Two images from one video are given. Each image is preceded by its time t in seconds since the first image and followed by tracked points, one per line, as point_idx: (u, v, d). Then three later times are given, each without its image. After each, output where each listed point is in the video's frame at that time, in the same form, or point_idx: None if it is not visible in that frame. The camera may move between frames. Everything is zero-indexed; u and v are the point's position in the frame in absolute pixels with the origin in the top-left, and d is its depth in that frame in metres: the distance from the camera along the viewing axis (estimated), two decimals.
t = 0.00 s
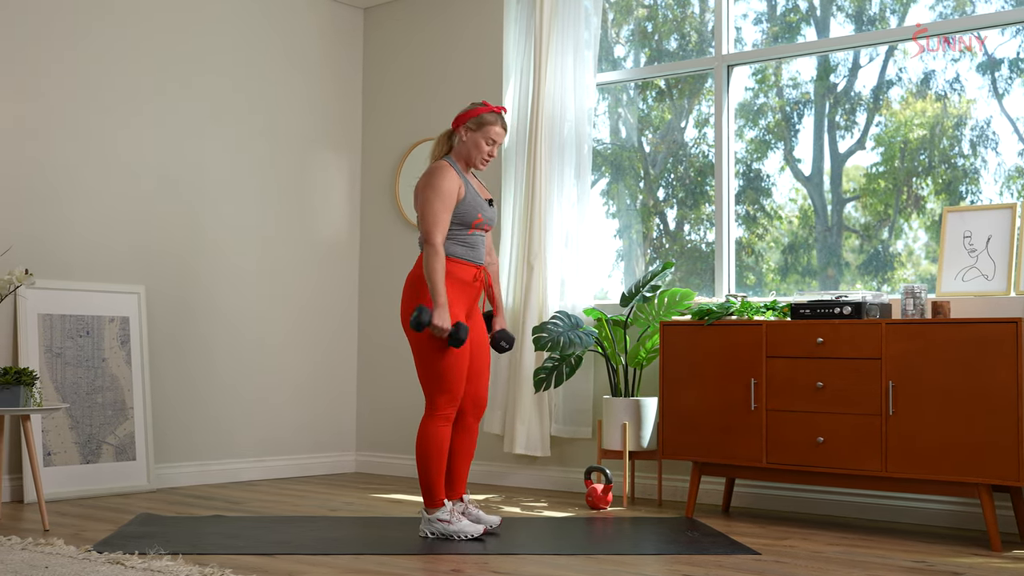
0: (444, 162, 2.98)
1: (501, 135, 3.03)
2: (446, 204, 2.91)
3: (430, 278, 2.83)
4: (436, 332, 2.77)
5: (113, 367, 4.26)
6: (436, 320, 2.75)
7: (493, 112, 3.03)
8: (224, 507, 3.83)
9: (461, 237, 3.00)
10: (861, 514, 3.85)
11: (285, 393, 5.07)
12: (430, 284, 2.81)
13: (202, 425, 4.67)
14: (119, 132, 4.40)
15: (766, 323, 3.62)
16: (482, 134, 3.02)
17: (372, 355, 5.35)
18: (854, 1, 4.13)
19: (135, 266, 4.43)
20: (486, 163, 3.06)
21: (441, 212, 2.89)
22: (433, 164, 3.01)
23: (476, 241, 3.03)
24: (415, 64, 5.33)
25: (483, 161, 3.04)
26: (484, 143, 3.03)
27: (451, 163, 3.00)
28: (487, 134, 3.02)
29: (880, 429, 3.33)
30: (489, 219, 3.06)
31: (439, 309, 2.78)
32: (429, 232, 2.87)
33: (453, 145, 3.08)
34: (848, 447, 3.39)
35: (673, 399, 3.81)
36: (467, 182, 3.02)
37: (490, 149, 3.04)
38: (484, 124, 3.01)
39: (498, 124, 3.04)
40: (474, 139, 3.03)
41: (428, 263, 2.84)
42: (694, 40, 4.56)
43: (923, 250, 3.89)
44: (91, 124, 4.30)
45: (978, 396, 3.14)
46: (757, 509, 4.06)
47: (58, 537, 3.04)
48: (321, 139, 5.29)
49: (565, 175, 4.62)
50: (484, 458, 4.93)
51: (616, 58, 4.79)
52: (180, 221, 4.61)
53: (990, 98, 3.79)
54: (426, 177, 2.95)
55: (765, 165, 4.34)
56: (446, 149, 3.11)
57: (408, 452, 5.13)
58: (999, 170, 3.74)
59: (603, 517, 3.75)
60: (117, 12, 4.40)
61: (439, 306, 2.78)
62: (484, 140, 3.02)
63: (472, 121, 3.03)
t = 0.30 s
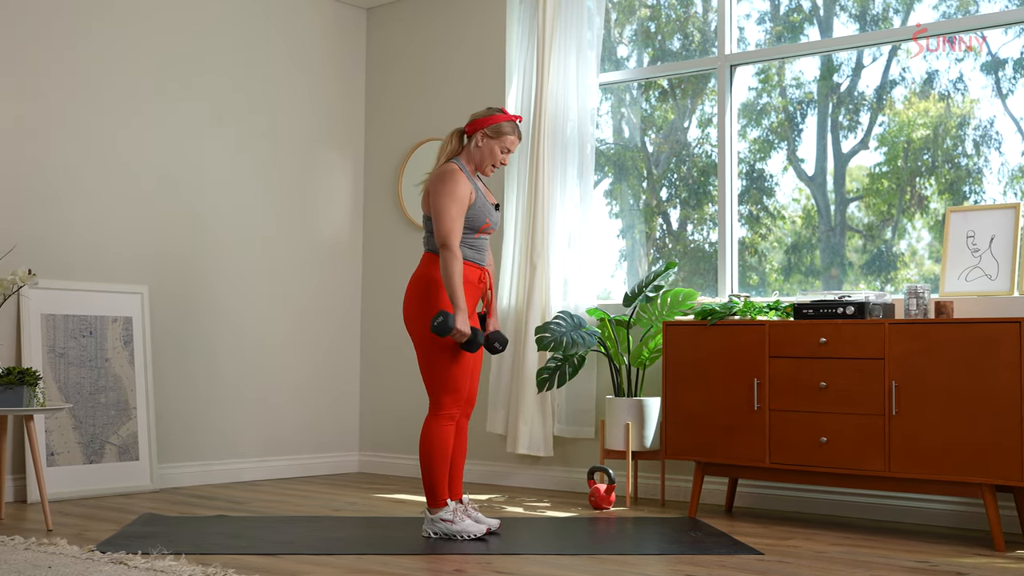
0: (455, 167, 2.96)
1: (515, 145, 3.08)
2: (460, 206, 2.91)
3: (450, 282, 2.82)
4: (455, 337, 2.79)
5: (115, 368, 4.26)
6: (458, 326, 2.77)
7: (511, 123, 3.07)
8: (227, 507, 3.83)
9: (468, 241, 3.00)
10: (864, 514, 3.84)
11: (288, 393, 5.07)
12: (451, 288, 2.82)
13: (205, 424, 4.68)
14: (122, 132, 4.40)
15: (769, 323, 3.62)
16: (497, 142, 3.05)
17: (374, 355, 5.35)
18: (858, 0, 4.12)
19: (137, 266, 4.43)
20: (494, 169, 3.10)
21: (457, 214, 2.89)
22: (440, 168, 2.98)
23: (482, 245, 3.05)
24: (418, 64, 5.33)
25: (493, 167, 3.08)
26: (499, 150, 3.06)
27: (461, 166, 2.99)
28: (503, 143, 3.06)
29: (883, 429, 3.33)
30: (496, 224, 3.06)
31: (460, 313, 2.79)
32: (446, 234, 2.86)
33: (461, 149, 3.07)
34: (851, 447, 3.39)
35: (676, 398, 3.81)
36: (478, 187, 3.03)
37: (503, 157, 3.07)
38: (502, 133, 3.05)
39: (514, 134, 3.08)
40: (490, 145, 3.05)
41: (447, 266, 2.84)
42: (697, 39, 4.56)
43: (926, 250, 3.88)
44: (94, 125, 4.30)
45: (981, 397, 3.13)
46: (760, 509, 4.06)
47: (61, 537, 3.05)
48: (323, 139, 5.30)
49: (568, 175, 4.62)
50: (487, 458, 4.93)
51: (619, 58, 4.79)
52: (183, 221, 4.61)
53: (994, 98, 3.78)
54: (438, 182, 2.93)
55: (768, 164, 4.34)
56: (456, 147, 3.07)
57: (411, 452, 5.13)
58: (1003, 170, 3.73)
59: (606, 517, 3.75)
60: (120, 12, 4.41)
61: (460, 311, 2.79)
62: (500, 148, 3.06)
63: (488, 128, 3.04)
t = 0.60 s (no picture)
0: (465, 169, 2.97)
1: (528, 145, 3.10)
2: (471, 208, 2.92)
3: (461, 285, 2.85)
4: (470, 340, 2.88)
5: (119, 368, 4.27)
6: (474, 331, 2.85)
7: (524, 124, 3.09)
8: (230, 507, 3.84)
9: (473, 242, 3.01)
10: (868, 515, 3.84)
11: (292, 393, 5.08)
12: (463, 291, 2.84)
13: (209, 424, 4.68)
14: (125, 132, 4.41)
15: (772, 323, 3.61)
16: (510, 142, 3.07)
17: (378, 356, 5.35)
18: None
19: (141, 266, 4.44)
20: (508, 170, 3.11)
21: (468, 216, 2.90)
22: (452, 170, 2.98)
23: (488, 247, 3.04)
24: (421, 64, 5.33)
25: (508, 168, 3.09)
26: (512, 151, 3.08)
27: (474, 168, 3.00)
28: (516, 143, 3.07)
29: (886, 430, 3.32)
30: (503, 227, 3.07)
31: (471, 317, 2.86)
32: (456, 236, 2.86)
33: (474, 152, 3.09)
34: (856, 448, 3.38)
35: (680, 399, 3.81)
36: (489, 190, 3.03)
37: (517, 158, 3.09)
38: (514, 134, 3.07)
39: (526, 135, 3.10)
40: (503, 146, 3.06)
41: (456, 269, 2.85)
42: (701, 39, 4.55)
43: (930, 250, 3.88)
44: (98, 125, 4.31)
45: (986, 398, 3.13)
46: (763, 509, 4.06)
47: (64, 536, 3.05)
48: (327, 139, 5.30)
49: (571, 175, 4.62)
50: (491, 458, 4.93)
51: (623, 58, 4.79)
52: (187, 221, 4.62)
53: (998, 97, 3.77)
54: (450, 185, 2.93)
55: (772, 164, 4.33)
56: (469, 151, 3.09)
57: (415, 452, 5.13)
58: (1006, 170, 3.72)
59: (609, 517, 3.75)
60: (124, 13, 4.41)
61: (474, 315, 2.86)
62: (512, 149, 3.07)
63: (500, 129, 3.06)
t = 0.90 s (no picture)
0: (482, 167, 2.97)
1: (538, 139, 3.08)
2: (486, 207, 2.92)
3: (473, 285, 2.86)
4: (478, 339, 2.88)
5: (122, 368, 4.28)
6: (480, 329, 2.86)
7: (530, 119, 3.07)
8: (234, 507, 3.84)
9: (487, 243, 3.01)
10: (870, 515, 3.83)
11: (295, 393, 5.08)
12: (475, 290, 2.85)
13: (211, 424, 4.69)
14: (128, 133, 4.41)
15: (775, 323, 3.61)
16: (518, 140, 3.05)
17: (381, 355, 5.35)
18: None
19: (144, 266, 4.44)
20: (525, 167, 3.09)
21: (483, 215, 2.90)
22: (467, 169, 2.98)
23: (496, 249, 3.04)
24: (424, 64, 5.33)
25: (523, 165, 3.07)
26: (524, 148, 3.06)
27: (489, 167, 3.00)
28: (527, 139, 3.06)
29: (889, 430, 3.32)
30: (516, 229, 3.06)
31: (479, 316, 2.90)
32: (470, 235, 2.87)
33: (487, 154, 3.09)
34: (859, 448, 3.38)
35: (683, 399, 3.80)
36: (504, 191, 3.02)
37: (530, 154, 3.07)
38: (523, 130, 3.05)
39: (535, 128, 3.08)
40: (514, 145, 3.06)
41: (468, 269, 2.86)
42: (704, 39, 4.55)
43: (934, 250, 3.87)
44: (101, 126, 4.31)
45: (989, 397, 3.12)
46: (766, 509, 4.05)
47: (67, 537, 3.06)
48: (330, 139, 5.30)
49: (574, 175, 4.62)
50: (494, 458, 4.93)
51: (625, 58, 4.79)
52: (190, 221, 4.62)
53: (1001, 97, 3.76)
54: (465, 184, 2.92)
55: (775, 164, 4.33)
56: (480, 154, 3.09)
57: (418, 452, 5.13)
58: (1010, 169, 3.72)
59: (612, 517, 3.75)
60: (127, 13, 4.42)
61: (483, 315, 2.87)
62: (523, 146, 3.06)
63: (507, 128, 3.05)
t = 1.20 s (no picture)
0: (499, 179, 2.94)
1: (554, 146, 3.06)
2: (501, 219, 2.89)
3: (474, 297, 2.84)
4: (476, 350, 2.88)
5: (125, 368, 4.28)
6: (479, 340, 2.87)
7: (543, 127, 3.05)
8: (237, 507, 3.84)
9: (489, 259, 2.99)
10: (872, 514, 3.83)
11: (297, 393, 5.08)
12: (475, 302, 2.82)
13: (214, 424, 4.70)
14: (132, 133, 4.42)
15: (778, 323, 3.61)
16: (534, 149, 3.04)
17: (384, 355, 5.36)
18: None
19: (147, 266, 4.45)
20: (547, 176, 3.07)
21: (497, 227, 2.88)
22: (485, 180, 2.95)
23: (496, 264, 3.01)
24: (427, 64, 5.33)
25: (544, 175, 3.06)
26: (540, 157, 3.04)
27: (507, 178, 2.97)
28: (542, 148, 3.04)
29: (893, 430, 3.31)
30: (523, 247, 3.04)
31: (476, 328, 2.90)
32: (478, 246, 2.83)
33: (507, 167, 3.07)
34: (862, 448, 3.37)
35: (686, 399, 3.80)
36: (519, 206, 2.99)
37: (547, 162, 3.05)
38: (537, 139, 3.03)
39: (549, 136, 3.05)
40: (530, 155, 3.04)
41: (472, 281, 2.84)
42: (707, 39, 4.54)
43: (937, 250, 3.86)
44: (104, 126, 4.32)
45: (993, 398, 3.11)
46: (769, 509, 4.05)
47: (71, 537, 3.06)
48: (333, 139, 5.31)
49: (577, 175, 4.61)
50: (497, 458, 4.93)
51: (628, 58, 4.78)
52: (193, 221, 4.63)
53: (1005, 97, 3.76)
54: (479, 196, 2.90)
55: (778, 164, 4.32)
56: (498, 167, 3.05)
57: (421, 452, 5.14)
58: (1014, 169, 3.71)
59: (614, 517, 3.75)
60: (130, 13, 4.42)
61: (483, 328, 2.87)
62: (541, 155, 3.04)
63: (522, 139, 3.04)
